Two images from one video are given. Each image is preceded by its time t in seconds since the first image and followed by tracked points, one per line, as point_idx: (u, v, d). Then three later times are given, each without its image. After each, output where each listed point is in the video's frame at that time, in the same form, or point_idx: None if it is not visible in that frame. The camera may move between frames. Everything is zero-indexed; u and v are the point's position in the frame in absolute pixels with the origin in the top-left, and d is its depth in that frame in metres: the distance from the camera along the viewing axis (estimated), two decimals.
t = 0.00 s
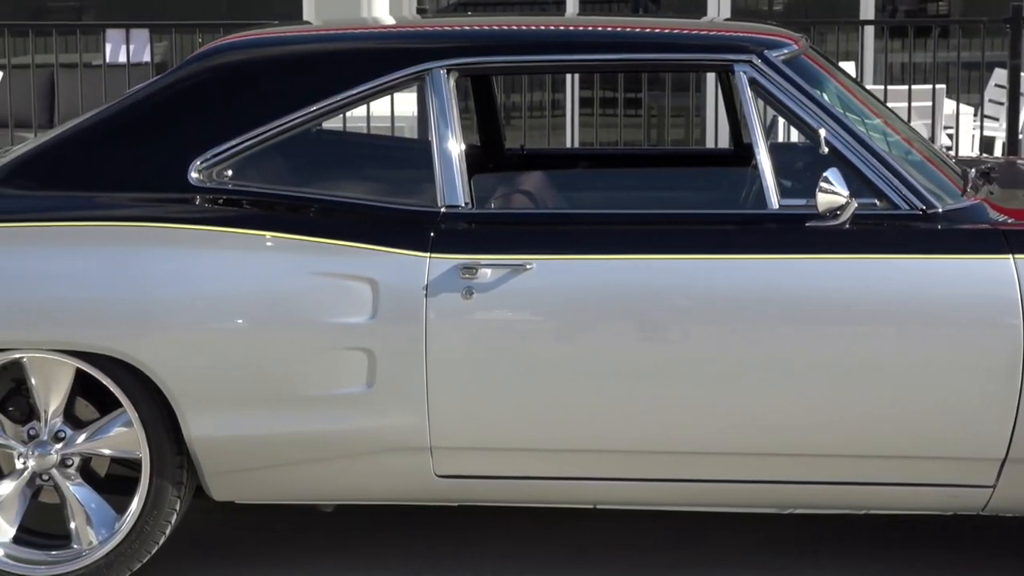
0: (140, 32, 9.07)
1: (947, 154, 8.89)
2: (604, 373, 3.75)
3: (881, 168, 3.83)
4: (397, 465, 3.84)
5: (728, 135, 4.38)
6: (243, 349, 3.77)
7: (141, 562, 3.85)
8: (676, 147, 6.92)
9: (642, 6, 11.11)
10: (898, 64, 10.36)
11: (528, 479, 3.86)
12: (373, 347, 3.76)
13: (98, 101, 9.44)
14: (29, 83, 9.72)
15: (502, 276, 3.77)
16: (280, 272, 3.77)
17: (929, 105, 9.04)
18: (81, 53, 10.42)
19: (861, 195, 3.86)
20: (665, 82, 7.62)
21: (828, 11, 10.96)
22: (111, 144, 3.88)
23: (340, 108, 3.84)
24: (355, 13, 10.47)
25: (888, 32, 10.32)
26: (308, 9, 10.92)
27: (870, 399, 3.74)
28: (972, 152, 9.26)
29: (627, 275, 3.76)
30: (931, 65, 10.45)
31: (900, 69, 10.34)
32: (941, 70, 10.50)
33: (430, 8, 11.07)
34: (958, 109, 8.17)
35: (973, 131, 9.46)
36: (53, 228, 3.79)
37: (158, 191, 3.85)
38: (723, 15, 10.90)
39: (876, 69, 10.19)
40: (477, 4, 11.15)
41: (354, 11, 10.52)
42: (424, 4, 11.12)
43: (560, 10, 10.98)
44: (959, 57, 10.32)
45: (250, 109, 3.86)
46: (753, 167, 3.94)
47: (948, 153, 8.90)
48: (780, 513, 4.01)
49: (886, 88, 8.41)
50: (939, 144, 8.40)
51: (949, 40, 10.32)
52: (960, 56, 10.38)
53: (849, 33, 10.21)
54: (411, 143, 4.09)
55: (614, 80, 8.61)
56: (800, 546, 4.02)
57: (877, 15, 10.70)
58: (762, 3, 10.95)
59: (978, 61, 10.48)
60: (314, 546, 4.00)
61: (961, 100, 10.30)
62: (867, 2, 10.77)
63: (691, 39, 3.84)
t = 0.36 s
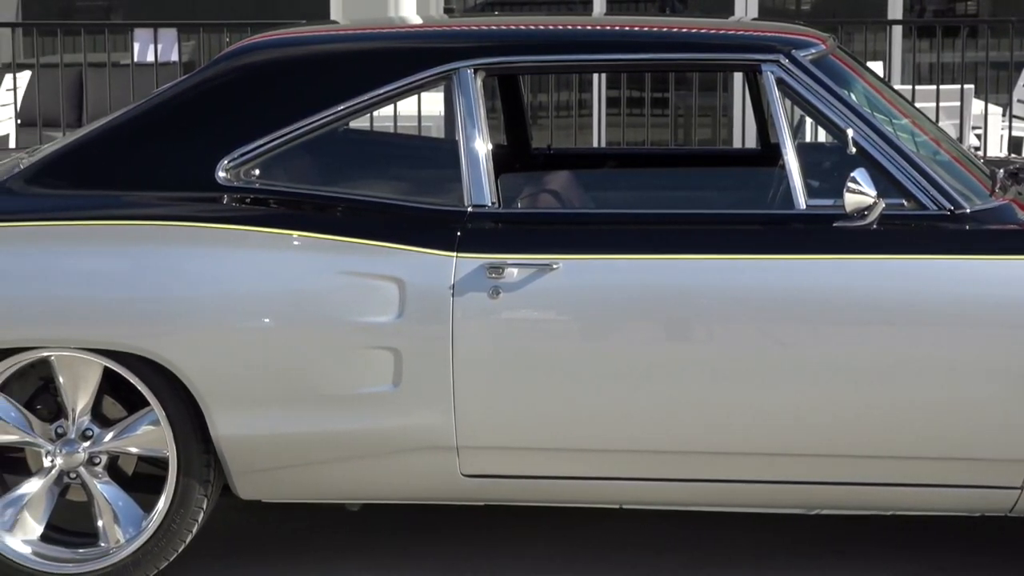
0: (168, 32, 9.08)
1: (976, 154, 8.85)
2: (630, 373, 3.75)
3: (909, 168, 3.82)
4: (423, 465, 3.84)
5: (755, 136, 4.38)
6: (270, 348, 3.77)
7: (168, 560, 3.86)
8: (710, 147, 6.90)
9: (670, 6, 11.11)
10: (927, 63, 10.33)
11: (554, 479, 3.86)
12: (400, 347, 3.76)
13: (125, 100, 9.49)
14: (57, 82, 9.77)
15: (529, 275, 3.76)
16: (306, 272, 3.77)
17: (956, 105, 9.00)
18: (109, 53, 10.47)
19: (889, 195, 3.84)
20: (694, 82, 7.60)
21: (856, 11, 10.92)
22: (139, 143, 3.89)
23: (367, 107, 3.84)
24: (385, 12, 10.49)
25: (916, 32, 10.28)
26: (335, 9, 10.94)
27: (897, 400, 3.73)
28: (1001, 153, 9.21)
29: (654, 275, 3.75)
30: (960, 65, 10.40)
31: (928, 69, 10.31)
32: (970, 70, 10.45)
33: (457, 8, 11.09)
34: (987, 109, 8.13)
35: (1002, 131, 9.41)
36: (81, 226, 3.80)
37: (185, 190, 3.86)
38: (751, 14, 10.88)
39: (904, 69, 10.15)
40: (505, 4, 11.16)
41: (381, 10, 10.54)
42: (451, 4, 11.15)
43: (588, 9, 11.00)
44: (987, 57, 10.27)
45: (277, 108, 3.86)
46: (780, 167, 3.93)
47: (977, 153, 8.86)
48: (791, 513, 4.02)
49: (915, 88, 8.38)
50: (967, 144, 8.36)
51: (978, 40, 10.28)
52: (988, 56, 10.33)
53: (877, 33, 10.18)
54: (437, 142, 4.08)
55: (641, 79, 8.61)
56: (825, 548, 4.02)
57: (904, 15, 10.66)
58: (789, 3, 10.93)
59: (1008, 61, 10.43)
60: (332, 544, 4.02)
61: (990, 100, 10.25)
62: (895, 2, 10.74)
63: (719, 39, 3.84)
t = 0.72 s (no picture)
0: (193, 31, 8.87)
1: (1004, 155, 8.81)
2: (657, 373, 3.75)
3: (937, 168, 3.80)
4: (449, 464, 3.84)
5: (783, 135, 4.37)
6: (297, 346, 3.78)
7: (195, 559, 3.87)
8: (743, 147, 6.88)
9: (697, 7, 11.12)
10: (955, 64, 10.28)
11: (580, 479, 3.86)
12: (427, 347, 3.76)
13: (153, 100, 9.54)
14: (86, 82, 9.83)
15: (555, 275, 3.76)
16: (333, 271, 3.78)
17: (984, 106, 8.96)
18: (137, 53, 10.53)
19: (917, 195, 3.83)
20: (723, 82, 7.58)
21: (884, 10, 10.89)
22: (167, 143, 3.90)
23: (394, 107, 3.85)
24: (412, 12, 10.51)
25: (944, 32, 10.24)
26: (361, 9, 10.97)
27: (924, 401, 3.72)
28: None
29: (680, 275, 3.75)
30: (989, 65, 10.36)
31: (956, 69, 10.26)
32: (998, 70, 10.40)
33: (484, 9, 11.11)
34: (1017, 110, 8.09)
35: None
36: (109, 225, 3.81)
37: (213, 190, 3.87)
38: (778, 14, 10.86)
39: (931, 70, 10.11)
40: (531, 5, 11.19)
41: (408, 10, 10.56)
42: (477, 4, 11.18)
43: (614, 11, 11.02)
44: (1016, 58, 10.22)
45: (304, 108, 3.87)
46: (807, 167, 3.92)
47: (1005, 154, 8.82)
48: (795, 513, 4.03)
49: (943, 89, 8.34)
50: (996, 145, 8.32)
51: (1008, 40, 10.22)
52: (1018, 56, 10.28)
53: (905, 34, 10.14)
54: (463, 141, 4.08)
55: (667, 79, 8.60)
56: (848, 549, 4.02)
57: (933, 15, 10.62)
58: (817, 3, 10.92)
59: None
60: (344, 542, 4.04)
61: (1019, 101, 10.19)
62: (922, 1, 10.71)
63: (746, 39, 3.84)
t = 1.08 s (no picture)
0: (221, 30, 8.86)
1: None
2: (684, 373, 3.74)
3: (965, 168, 3.79)
4: (474, 464, 3.84)
5: (810, 135, 4.37)
6: (324, 346, 3.78)
7: (222, 557, 3.88)
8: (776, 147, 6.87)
9: (725, 6, 11.14)
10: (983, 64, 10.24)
11: (606, 479, 3.86)
12: (453, 346, 3.76)
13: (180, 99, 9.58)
14: (114, 81, 9.88)
15: (582, 275, 3.76)
16: (359, 271, 3.78)
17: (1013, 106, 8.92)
18: (165, 53, 10.59)
19: (945, 196, 3.81)
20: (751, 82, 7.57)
21: (913, 10, 10.85)
22: (194, 142, 3.91)
23: (421, 107, 3.85)
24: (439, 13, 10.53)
25: (973, 32, 10.20)
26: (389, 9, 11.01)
27: (951, 402, 3.71)
28: None
29: (707, 275, 3.74)
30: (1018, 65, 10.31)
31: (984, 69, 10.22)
32: None
33: (511, 9, 11.14)
34: None
35: None
36: (137, 224, 3.82)
37: (240, 189, 3.87)
38: (805, 14, 10.85)
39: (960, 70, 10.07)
40: (558, 5, 11.23)
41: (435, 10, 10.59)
42: (504, 4, 11.22)
43: (642, 11, 11.05)
44: None
45: (331, 108, 3.87)
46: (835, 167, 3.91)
47: None
48: (797, 514, 4.04)
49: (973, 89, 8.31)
50: None
51: None
52: None
53: (934, 34, 10.10)
54: (489, 141, 4.08)
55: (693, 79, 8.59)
56: (874, 551, 4.01)
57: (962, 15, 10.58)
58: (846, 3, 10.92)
59: None
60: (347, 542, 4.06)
61: None
62: (951, 1, 10.69)
63: (774, 39, 3.83)
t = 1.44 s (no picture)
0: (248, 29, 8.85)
1: None
2: (711, 373, 3.74)
3: (993, 168, 3.78)
4: (501, 463, 3.84)
5: (838, 135, 4.36)
6: (351, 345, 3.78)
7: (249, 555, 3.89)
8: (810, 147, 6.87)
9: (752, 6, 11.14)
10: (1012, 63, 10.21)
11: (633, 479, 3.86)
12: (480, 346, 3.76)
13: (207, 99, 9.62)
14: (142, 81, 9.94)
15: (609, 275, 3.76)
16: (387, 270, 3.78)
17: None
18: (191, 54, 10.63)
19: (973, 197, 3.80)
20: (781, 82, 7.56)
21: (941, 9, 10.82)
22: (221, 141, 3.91)
23: (448, 106, 3.85)
24: (466, 13, 10.54)
25: (1001, 32, 10.17)
26: (416, 9, 11.04)
27: (978, 403, 3.70)
28: None
29: (734, 276, 3.74)
30: None
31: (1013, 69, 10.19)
32: None
33: (538, 10, 11.17)
34: None
35: None
36: (166, 224, 3.83)
37: (267, 188, 3.88)
38: (834, 13, 10.84)
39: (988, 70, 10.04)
40: (586, 5, 11.26)
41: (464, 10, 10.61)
42: (531, 4, 11.25)
43: (669, 11, 11.07)
44: None
45: (359, 108, 3.88)
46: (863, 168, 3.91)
47: None
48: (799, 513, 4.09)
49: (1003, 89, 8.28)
50: None
51: None
52: None
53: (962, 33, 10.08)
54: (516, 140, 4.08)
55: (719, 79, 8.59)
56: (902, 554, 4.00)
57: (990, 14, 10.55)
58: (873, 2, 10.91)
59: None
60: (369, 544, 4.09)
61: None
62: (979, 1, 10.65)
63: (801, 39, 3.83)
